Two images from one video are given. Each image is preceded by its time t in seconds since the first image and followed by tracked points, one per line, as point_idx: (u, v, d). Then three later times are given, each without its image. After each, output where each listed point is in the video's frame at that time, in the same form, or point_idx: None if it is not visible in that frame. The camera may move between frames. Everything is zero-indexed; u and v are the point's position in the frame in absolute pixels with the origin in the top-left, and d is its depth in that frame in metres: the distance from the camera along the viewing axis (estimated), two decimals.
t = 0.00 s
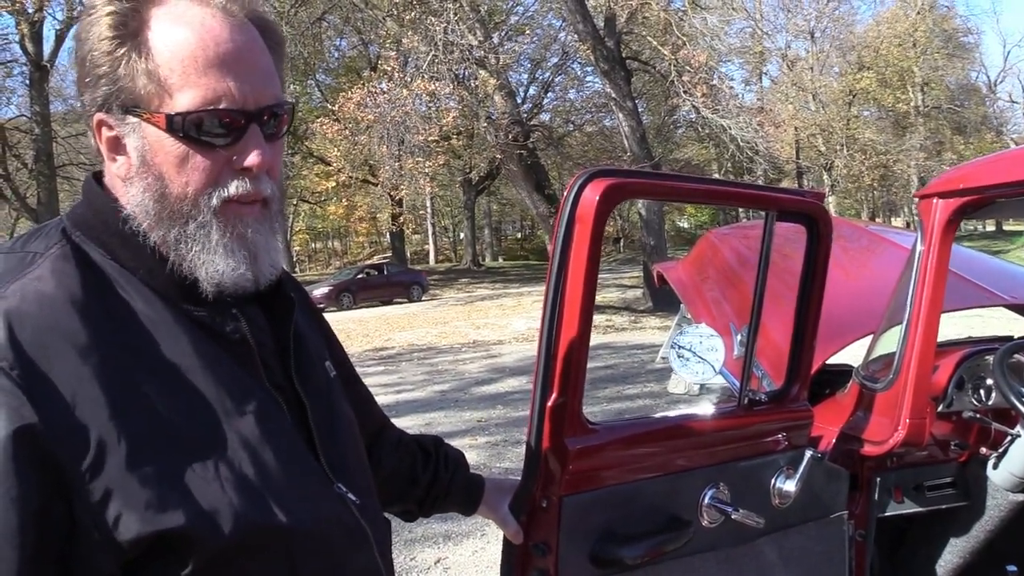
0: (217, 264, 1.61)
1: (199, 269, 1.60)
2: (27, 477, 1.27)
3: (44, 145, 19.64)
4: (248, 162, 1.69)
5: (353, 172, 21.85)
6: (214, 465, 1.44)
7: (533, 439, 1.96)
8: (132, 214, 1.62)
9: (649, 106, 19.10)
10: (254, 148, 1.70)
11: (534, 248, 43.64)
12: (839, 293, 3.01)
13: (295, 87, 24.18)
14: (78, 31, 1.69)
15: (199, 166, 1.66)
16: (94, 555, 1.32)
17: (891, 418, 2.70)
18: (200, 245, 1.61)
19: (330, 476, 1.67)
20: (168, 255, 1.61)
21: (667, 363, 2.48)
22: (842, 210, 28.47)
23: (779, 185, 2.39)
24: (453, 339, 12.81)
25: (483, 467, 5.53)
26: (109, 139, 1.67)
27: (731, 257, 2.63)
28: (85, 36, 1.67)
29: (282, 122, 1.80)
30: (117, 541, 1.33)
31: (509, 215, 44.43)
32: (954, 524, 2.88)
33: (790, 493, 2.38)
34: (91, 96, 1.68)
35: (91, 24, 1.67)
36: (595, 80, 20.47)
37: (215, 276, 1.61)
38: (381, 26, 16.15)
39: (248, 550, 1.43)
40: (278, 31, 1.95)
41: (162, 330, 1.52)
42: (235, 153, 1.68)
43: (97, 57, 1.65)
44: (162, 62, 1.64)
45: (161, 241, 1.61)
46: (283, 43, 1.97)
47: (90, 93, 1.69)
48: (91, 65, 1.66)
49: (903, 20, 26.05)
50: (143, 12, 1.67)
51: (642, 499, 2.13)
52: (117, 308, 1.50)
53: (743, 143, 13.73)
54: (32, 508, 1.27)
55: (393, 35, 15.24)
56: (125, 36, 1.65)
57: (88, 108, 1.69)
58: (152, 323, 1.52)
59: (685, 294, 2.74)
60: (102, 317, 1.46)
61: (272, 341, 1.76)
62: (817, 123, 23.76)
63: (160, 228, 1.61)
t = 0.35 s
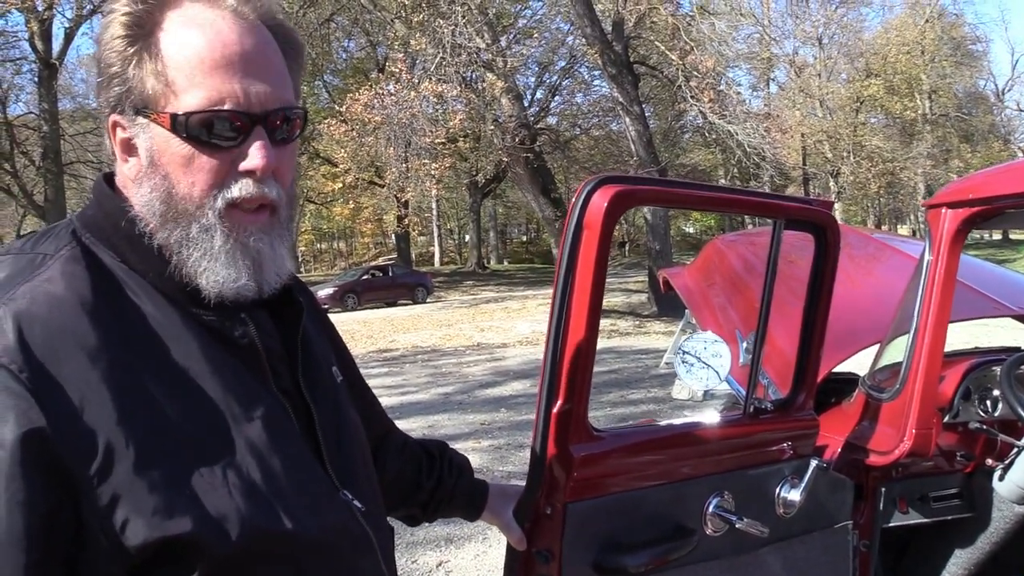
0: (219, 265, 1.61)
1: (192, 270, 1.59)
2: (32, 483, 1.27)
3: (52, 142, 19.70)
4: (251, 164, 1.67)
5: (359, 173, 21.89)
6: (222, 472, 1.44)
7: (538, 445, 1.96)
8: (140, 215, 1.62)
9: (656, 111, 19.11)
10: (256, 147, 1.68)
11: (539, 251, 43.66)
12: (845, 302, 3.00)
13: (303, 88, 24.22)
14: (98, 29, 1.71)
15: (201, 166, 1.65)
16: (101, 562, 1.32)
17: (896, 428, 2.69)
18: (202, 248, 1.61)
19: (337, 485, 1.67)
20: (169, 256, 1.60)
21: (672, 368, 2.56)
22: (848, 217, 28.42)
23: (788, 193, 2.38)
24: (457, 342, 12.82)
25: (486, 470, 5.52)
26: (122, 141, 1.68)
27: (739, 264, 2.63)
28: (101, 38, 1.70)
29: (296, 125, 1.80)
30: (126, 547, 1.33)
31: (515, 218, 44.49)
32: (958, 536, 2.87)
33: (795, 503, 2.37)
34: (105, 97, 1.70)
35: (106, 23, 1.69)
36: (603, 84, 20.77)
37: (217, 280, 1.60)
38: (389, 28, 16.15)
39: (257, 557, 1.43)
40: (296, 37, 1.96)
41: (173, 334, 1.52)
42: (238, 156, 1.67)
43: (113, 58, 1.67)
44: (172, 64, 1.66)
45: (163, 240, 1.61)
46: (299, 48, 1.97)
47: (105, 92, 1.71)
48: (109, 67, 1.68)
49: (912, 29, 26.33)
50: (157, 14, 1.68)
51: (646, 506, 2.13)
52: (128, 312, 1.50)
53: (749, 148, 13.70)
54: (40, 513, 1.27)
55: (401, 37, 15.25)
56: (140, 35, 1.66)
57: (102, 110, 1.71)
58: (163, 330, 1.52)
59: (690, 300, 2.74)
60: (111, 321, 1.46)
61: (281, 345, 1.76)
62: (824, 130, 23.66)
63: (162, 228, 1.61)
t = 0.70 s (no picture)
0: (205, 285, 1.60)
1: (162, 288, 1.58)
2: (38, 505, 1.27)
3: (58, 155, 19.78)
4: (236, 186, 1.68)
5: (364, 185, 21.93)
6: (226, 494, 1.44)
7: (542, 460, 1.97)
8: (140, 235, 1.63)
9: (659, 121, 19.15)
10: (241, 165, 1.69)
11: (544, 262, 43.70)
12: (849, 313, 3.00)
13: (308, 101, 24.30)
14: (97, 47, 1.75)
15: (185, 185, 1.66)
16: None
17: (901, 442, 2.69)
18: (190, 266, 1.62)
19: (341, 505, 1.67)
20: (162, 275, 1.60)
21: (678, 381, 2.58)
22: (852, 226, 28.39)
23: (790, 206, 2.39)
24: (462, 353, 12.81)
25: (491, 482, 5.51)
26: (121, 162, 1.71)
27: (740, 275, 2.62)
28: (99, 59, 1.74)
29: (289, 143, 1.81)
30: (128, 570, 1.32)
31: (520, 229, 44.58)
32: (964, 548, 2.85)
33: (800, 516, 2.38)
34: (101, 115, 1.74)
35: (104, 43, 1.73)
36: (606, 96, 20.42)
37: (205, 298, 1.60)
38: (392, 41, 16.20)
39: None
40: (296, 57, 1.98)
41: (177, 357, 1.53)
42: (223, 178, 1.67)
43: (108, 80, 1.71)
44: (159, 85, 1.68)
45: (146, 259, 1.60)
46: (298, 65, 1.99)
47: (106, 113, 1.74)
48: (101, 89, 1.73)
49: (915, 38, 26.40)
50: (147, 37, 1.72)
51: (651, 522, 2.12)
52: (133, 334, 1.51)
53: (753, 158, 13.68)
54: (45, 537, 1.27)
55: (405, 50, 15.29)
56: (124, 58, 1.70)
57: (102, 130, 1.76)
58: (166, 351, 1.52)
59: (692, 312, 2.74)
60: (116, 342, 1.47)
61: (285, 365, 1.77)
62: (829, 139, 23.18)
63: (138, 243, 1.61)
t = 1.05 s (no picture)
0: (225, 315, 1.62)
1: (187, 318, 1.61)
2: (34, 538, 1.27)
3: (61, 180, 19.85)
4: (262, 213, 1.70)
5: (364, 211, 21.99)
6: (221, 525, 1.44)
7: (540, 491, 1.96)
8: (148, 267, 1.64)
9: (659, 147, 19.25)
10: (268, 195, 1.71)
11: (544, 287, 43.75)
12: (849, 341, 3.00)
13: (309, 127, 24.41)
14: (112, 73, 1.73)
15: (209, 212, 1.67)
16: None
17: (902, 471, 2.68)
18: (208, 293, 1.62)
19: (338, 537, 1.67)
20: (177, 304, 1.62)
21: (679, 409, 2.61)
22: (852, 252, 28.44)
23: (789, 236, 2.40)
24: (461, 379, 12.77)
25: (491, 509, 5.48)
26: (129, 190, 1.69)
27: (741, 302, 2.61)
28: (109, 91, 1.71)
29: (302, 174, 1.82)
30: None
31: (520, 254, 44.68)
32: None
33: (800, 546, 2.36)
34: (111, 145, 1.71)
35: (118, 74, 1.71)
36: (606, 121, 20.74)
37: (221, 328, 1.61)
38: (394, 67, 16.33)
39: None
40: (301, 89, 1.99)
41: (174, 388, 1.53)
42: (250, 205, 1.69)
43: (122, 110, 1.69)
44: (186, 116, 1.68)
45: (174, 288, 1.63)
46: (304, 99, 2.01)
47: (115, 143, 1.71)
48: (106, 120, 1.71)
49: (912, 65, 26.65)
50: (170, 67, 1.71)
51: (649, 553, 2.11)
52: (130, 365, 1.51)
53: (752, 185, 13.74)
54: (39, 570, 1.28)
55: (405, 76, 15.38)
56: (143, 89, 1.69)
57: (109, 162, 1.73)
58: (163, 383, 1.52)
59: (693, 340, 2.74)
60: (114, 374, 1.47)
61: (282, 396, 1.77)
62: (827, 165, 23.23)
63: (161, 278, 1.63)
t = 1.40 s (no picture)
0: (251, 335, 1.65)
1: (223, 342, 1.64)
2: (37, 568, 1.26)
3: (57, 207, 19.87)
4: (284, 232, 1.73)
5: (360, 236, 22.03)
6: (222, 556, 1.43)
7: (539, 520, 1.95)
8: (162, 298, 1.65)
9: (653, 172, 19.35)
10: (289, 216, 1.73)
11: (540, 312, 43.77)
12: (846, 365, 3.00)
13: (306, 153, 24.50)
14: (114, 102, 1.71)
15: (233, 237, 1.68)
16: None
17: (901, 496, 2.67)
18: (233, 315, 1.65)
19: (337, 567, 1.66)
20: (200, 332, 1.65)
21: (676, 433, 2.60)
22: (847, 275, 28.50)
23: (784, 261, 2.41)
24: (458, 405, 12.74)
25: (488, 536, 5.44)
26: (137, 222, 1.69)
27: (735, 326, 2.59)
28: (108, 123, 1.69)
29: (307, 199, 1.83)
30: None
31: (516, 278, 44.75)
32: None
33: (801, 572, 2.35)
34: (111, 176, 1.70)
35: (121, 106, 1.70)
36: (601, 148, 20.71)
37: (244, 348, 1.64)
38: (390, 94, 16.43)
39: None
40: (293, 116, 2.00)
41: (176, 417, 1.52)
42: (268, 226, 1.71)
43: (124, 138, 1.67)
44: (200, 142, 1.70)
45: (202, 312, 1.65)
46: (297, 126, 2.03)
47: (116, 177, 1.70)
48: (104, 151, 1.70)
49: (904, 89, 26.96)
50: (176, 97, 1.72)
51: None
52: (132, 394, 1.51)
53: (747, 209, 13.77)
54: None
55: (401, 102, 15.45)
56: (147, 118, 1.68)
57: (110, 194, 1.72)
58: (166, 411, 1.52)
59: (690, 365, 2.73)
60: (116, 402, 1.47)
61: (282, 423, 1.76)
62: (821, 189, 23.41)
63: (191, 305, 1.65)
